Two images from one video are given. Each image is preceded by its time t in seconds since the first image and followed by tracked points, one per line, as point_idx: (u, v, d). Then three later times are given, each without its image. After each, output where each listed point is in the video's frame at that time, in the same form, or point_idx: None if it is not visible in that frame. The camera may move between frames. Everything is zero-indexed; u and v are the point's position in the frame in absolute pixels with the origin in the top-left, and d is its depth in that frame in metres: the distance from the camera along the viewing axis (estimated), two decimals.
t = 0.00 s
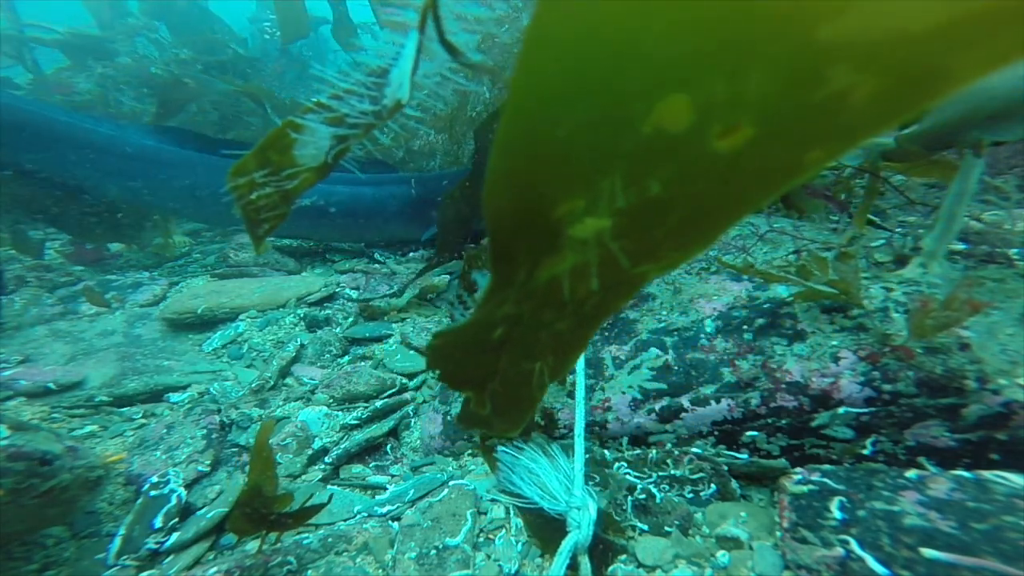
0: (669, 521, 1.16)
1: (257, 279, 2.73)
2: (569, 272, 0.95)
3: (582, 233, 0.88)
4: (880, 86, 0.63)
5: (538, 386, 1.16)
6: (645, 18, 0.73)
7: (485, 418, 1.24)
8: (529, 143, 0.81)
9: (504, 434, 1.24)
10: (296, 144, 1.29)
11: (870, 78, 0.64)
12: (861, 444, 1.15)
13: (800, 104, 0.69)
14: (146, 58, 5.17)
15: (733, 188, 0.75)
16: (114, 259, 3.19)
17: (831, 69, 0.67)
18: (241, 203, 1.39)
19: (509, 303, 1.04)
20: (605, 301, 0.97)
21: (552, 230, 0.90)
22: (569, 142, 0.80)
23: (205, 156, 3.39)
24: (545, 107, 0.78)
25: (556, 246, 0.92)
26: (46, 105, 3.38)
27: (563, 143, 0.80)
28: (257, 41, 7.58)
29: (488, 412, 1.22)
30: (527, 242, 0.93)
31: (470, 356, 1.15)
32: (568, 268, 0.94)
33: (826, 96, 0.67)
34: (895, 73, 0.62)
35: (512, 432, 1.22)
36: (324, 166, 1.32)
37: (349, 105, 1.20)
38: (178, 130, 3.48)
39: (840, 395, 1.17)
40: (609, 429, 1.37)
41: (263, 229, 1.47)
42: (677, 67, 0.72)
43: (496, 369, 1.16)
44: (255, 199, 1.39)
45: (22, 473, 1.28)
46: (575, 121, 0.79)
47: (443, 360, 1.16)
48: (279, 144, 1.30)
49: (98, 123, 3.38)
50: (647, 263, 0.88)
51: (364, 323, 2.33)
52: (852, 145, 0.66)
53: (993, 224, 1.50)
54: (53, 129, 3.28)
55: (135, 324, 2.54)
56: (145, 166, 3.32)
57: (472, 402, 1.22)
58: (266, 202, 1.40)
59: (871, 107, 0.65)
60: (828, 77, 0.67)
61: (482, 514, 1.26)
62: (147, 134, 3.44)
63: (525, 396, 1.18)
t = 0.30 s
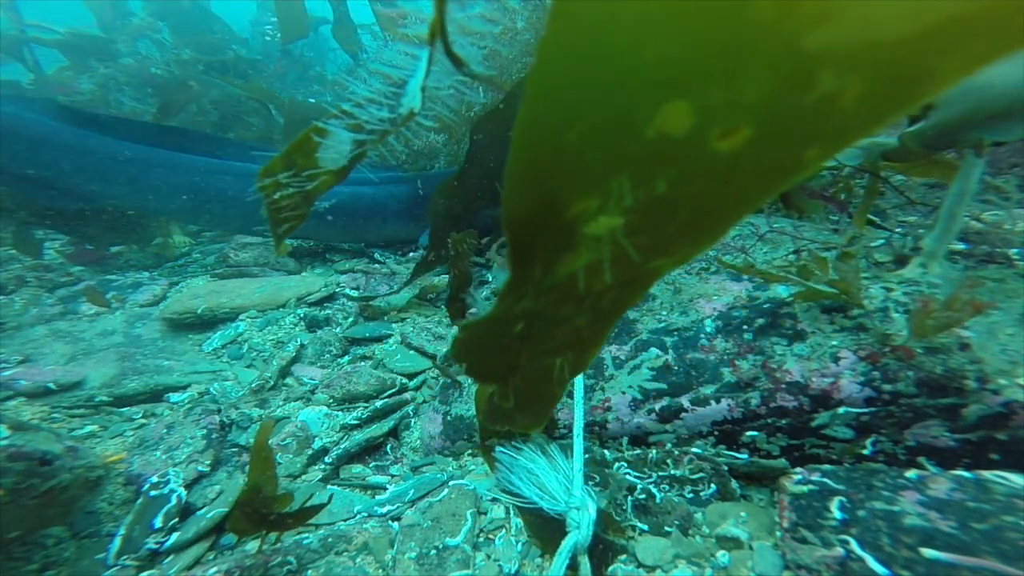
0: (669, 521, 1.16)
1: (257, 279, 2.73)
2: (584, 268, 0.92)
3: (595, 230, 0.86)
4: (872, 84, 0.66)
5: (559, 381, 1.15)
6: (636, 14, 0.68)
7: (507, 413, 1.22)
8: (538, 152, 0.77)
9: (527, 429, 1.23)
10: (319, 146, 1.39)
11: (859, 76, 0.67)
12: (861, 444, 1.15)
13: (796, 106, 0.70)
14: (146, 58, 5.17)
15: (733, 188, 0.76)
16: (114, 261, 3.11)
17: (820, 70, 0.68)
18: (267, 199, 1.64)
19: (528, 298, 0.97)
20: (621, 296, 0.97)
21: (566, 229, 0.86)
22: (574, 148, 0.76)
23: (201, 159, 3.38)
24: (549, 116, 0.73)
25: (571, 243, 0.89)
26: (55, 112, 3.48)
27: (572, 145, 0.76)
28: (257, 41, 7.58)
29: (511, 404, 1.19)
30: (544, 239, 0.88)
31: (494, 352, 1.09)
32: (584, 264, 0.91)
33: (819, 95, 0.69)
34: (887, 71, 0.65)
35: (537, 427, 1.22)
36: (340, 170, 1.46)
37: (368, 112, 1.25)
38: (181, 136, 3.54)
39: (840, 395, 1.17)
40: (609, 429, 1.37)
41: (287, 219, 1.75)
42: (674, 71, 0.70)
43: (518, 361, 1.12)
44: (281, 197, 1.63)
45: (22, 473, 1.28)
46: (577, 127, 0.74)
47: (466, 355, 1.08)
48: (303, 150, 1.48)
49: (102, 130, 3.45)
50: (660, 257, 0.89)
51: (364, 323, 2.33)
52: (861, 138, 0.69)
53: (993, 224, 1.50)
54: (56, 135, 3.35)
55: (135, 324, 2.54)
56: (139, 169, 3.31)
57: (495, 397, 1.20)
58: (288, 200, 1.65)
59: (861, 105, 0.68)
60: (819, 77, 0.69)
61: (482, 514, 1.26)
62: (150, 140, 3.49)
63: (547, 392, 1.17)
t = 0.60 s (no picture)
0: (669, 521, 1.16)
1: (257, 279, 2.73)
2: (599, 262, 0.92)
3: (608, 225, 0.87)
4: (860, 84, 0.67)
5: (581, 373, 1.08)
6: (635, 15, 0.70)
7: (530, 409, 1.15)
8: (547, 147, 0.79)
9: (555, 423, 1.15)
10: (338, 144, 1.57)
11: (847, 75, 0.67)
12: (861, 444, 1.15)
13: (788, 105, 0.70)
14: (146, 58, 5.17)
15: (734, 187, 0.77)
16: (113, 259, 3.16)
17: (810, 68, 0.69)
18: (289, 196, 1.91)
19: (545, 292, 0.99)
20: (637, 289, 0.94)
21: (578, 224, 0.88)
22: (580, 144, 0.78)
23: (198, 159, 3.34)
24: (553, 114, 0.76)
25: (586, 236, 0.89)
26: (54, 113, 3.48)
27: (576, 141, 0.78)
28: (257, 41, 7.58)
29: (534, 395, 1.13)
30: (560, 231, 0.89)
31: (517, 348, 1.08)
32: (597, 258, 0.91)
33: (809, 93, 0.70)
34: (872, 72, 0.66)
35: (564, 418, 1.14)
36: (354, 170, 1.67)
37: (386, 118, 1.44)
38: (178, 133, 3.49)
39: (840, 395, 1.17)
40: (609, 429, 1.37)
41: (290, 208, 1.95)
42: (672, 71, 0.72)
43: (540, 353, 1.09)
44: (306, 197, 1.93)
45: (23, 473, 1.27)
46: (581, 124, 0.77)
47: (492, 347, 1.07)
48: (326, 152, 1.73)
49: (100, 131, 3.44)
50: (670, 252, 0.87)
51: (364, 323, 2.33)
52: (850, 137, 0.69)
53: (993, 224, 1.50)
54: (59, 139, 3.37)
55: (135, 324, 2.54)
56: (138, 170, 3.31)
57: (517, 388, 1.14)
58: (307, 200, 1.93)
59: (850, 103, 0.68)
60: (807, 76, 0.69)
61: (482, 514, 1.26)
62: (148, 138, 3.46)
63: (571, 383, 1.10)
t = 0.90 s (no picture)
0: (669, 521, 1.16)
1: (257, 279, 2.74)
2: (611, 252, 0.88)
3: (615, 215, 0.85)
4: (847, 74, 0.68)
5: (599, 364, 1.08)
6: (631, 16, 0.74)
7: (548, 404, 1.12)
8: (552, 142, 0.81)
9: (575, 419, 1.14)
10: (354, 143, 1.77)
11: (836, 62, 0.69)
12: (861, 444, 1.15)
13: (779, 95, 0.72)
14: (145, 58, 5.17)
15: (734, 176, 0.78)
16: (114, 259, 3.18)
17: (799, 58, 0.71)
18: (304, 194, 2.09)
19: (558, 283, 0.93)
20: (649, 277, 0.95)
21: (587, 214, 0.85)
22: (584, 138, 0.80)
23: (194, 156, 3.33)
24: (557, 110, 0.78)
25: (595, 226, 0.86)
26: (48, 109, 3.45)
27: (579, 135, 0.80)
28: (257, 41, 7.58)
29: (551, 387, 1.10)
30: (568, 223, 0.86)
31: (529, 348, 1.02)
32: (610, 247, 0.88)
33: (799, 83, 0.72)
34: (859, 63, 0.67)
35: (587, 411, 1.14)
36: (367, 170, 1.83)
37: (396, 121, 1.57)
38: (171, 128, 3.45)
39: (840, 395, 1.17)
40: (609, 429, 1.37)
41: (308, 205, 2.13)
42: (672, 69, 0.75)
43: (557, 346, 1.04)
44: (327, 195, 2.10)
45: (22, 473, 1.27)
46: (585, 119, 0.79)
47: (508, 341, 1.00)
48: (343, 153, 1.94)
49: (94, 128, 3.41)
50: (678, 240, 0.87)
51: (364, 323, 2.33)
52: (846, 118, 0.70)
53: (992, 223, 1.50)
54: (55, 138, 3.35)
55: (135, 324, 2.54)
56: (133, 169, 3.29)
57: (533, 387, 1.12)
58: (324, 198, 2.10)
59: (839, 92, 0.70)
60: (795, 67, 0.72)
61: (482, 514, 1.26)
62: (142, 135, 3.42)
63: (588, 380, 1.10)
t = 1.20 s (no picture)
0: (669, 521, 1.16)
1: (256, 279, 2.74)
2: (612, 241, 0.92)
3: (615, 206, 0.89)
4: (827, 58, 0.70)
5: (610, 355, 1.06)
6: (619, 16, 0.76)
7: (562, 396, 1.13)
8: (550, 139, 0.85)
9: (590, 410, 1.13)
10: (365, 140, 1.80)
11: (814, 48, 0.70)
12: (862, 444, 1.15)
13: (762, 84, 0.73)
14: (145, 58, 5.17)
15: (726, 162, 0.79)
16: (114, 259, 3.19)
17: (778, 47, 0.71)
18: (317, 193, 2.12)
19: (563, 272, 1.01)
20: (654, 266, 0.93)
21: (587, 205, 0.91)
22: (579, 132, 0.83)
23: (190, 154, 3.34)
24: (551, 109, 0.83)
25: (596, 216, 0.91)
26: (43, 108, 3.44)
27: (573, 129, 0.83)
28: (257, 42, 7.58)
29: (562, 378, 1.12)
30: (569, 215, 0.93)
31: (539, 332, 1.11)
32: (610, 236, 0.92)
33: (783, 71, 0.72)
34: (836, 48, 0.69)
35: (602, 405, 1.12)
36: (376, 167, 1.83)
37: (402, 122, 1.65)
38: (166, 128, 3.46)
39: (840, 395, 1.17)
40: (609, 429, 1.37)
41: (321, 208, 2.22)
42: (657, 61, 0.77)
43: (566, 336, 1.08)
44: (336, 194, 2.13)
45: (22, 473, 1.27)
46: (577, 114, 0.83)
47: (519, 328, 1.11)
48: (352, 153, 1.99)
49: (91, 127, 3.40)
50: (678, 228, 0.87)
51: (364, 323, 2.33)
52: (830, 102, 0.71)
53: (992, 223, 1.50)
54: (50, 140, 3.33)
55: (135, 324, 2.54)
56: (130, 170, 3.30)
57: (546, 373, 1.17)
58: (334, 197, 2.12)
59: (822, 78, 0.71)
60: (777, 55, 0.72)
61: (482, 514, 1.27)
62: (137, 136, 3.43)
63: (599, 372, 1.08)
